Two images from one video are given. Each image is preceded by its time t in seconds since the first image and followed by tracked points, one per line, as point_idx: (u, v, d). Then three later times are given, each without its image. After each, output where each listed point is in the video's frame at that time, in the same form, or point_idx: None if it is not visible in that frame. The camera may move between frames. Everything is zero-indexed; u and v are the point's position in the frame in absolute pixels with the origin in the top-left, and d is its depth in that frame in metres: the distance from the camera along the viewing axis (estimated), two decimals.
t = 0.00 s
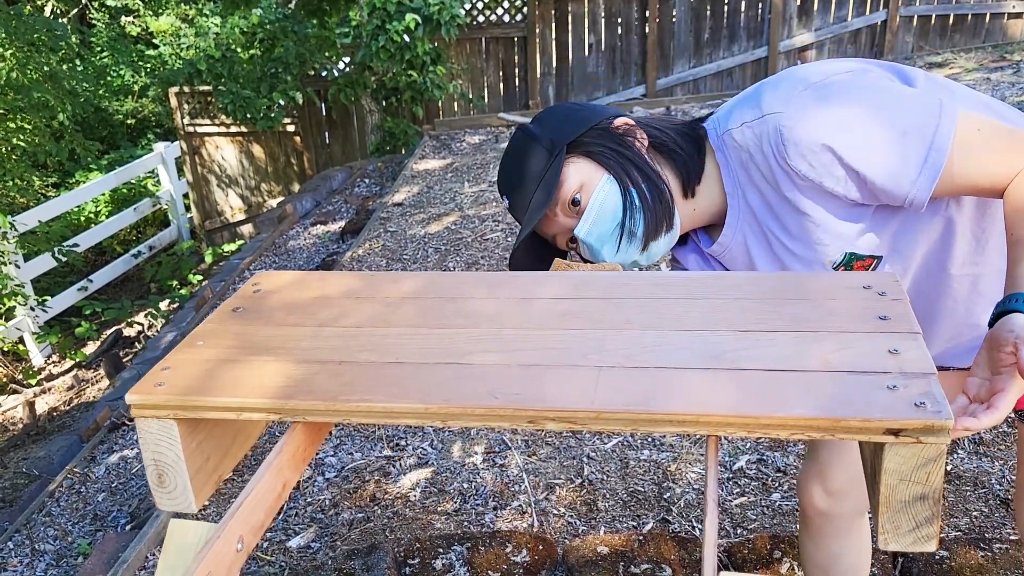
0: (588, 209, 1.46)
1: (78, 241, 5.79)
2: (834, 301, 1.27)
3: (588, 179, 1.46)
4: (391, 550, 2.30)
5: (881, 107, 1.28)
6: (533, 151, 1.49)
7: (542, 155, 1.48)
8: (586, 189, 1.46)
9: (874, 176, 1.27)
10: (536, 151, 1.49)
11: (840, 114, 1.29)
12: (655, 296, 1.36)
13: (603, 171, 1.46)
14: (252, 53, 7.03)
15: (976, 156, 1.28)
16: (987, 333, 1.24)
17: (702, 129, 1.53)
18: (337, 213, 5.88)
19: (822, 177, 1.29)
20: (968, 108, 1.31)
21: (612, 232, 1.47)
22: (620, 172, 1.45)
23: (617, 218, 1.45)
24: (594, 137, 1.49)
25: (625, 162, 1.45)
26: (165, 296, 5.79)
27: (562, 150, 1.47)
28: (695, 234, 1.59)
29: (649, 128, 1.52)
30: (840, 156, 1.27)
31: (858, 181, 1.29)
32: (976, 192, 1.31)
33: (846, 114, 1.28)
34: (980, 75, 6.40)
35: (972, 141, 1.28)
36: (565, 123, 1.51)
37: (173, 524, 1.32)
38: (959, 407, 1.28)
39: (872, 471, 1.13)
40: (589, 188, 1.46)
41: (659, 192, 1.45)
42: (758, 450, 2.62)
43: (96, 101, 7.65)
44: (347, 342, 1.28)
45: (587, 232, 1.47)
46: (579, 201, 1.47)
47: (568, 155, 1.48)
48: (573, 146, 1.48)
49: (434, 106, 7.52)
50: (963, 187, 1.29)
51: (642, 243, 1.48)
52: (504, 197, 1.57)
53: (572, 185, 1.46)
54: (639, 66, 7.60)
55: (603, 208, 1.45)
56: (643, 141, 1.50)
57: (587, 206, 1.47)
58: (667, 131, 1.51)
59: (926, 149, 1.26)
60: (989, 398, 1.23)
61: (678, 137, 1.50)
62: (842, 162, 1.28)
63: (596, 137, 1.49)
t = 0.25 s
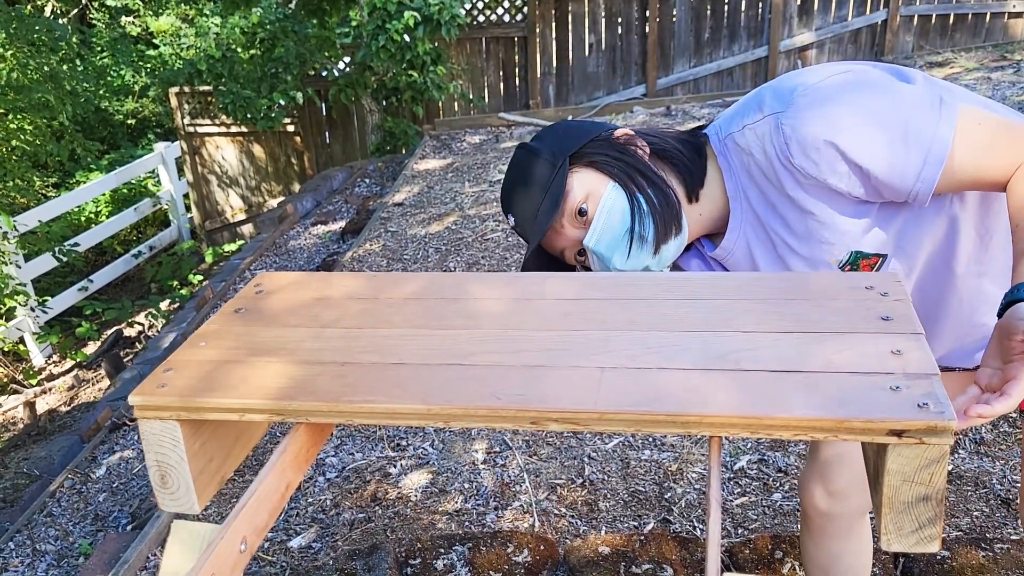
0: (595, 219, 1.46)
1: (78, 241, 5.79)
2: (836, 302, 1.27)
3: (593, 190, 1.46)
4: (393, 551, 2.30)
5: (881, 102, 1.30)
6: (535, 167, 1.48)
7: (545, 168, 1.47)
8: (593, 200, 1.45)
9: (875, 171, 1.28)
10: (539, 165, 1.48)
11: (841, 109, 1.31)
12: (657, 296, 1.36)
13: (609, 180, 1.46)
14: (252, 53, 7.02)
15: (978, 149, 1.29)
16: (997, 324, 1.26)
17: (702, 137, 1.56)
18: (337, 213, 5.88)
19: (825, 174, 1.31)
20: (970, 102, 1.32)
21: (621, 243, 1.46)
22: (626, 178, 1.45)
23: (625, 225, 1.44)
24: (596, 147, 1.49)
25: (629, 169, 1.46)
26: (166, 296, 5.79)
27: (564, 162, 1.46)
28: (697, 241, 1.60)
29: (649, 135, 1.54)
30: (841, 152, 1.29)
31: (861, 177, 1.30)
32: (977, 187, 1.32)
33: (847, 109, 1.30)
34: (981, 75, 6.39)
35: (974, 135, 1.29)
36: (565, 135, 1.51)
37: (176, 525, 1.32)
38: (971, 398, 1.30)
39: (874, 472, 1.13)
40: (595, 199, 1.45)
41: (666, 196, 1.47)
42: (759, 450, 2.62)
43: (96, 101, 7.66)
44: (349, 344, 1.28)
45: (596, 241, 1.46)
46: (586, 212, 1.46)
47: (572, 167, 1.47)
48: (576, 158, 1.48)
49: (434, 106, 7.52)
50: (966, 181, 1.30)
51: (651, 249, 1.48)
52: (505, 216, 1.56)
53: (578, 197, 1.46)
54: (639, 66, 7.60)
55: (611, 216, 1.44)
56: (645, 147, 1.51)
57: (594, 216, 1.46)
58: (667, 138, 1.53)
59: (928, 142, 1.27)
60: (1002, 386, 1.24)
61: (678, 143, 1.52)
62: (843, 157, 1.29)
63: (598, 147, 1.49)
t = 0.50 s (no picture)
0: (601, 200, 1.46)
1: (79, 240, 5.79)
2: (838, 300, 1.27)
3: (599, 171, 1.46)
4: (394, 550, 2.30)
5: (894, 96, 1.30)
6: (540, 147, 1.49)
7: (550, 148, 1.48)
8: (598, 180, 1.46)
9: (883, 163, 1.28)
10: (544, 146, 1.49)
11: (850, 101, 1.31)
12: (659, 295, 1.36)
13: (614, 162, 1.46)
14: (251, 53, 7.02)
15: (985, 145, 1.30)
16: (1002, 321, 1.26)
17: (708, 124, 1.55)
18: (337, 213, 5.88)
19: (831, 166, 1.31)
20: (979, 100, 1.32)
21: (626, 225, 1.46)
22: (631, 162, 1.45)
23: (630, 207, 1.45)
24: (601, 129, 1.49)
25: (636, 152, 1.46)
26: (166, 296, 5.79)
27: (569, 143, 1.47)
28: (698, 233, 1.59)
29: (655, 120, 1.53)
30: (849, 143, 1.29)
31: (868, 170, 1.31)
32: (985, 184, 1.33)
33: (856, 101, 1.30)
34: (981, 74, 6.38)
35: (982, 131, 1.30)
36: (571, 116, 1.51)
37: (178, 524, 1.32)
38: (971, 396, 1.29)
39: (877, 470, 1.13)
40: (600, 180, 1.46)
41: (672, 180, 1.45)
42: (760, 449, 2.62)
43: (96, 101, 7.66)
44: (351, 342, 1.27)
45: (599, 223, 1.46)
46: (590, 193, 1.46)
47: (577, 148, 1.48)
48: (582, 140, 1.48)
49: (434, 105, 7.52)
50: (973, 177, 1.31)
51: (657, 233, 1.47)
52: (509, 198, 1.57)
53: (583, 177, 1.47)
54: (639, 65, 7.59)
55: (616, 198, 1.45)
56: (652, 131, 1.50)
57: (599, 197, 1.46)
58: (673, 123, 1.52)
59: (937, 136, 1.27)
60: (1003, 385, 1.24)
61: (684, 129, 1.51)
62: (851, 149, 1.29)
63: (603, 129, 1.50)
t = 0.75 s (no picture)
0: (624, 133, 1.41)
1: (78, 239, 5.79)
2: (840, 296, 1.26)
3: (629, 103, 1.38)
4: (394, 549, 2.30)
5: (950, 84, 1.24)
6: (569, 65, 1.40)
7: (581, 68, 1.38)
8: (625, 113, 1.39)
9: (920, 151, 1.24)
10: (575, 63, 1.39)
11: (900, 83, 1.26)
12: (660, 292, 1.36)
13: (646, 97, 1.38)
14: (251, 52, 7.01)
15: None
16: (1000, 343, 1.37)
17: (742, 65, 1.48)
18: (337, 211, 5.88)
19: (865, 144, 1.30)
20: None
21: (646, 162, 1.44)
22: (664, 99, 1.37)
23: (653, 149, 1.41)
24: (636, 53, 1.39)
25: (669, 89, 1.37)
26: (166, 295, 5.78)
27: (603, 66, 1.37)
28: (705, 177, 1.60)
29: (690, 54, 1.43)
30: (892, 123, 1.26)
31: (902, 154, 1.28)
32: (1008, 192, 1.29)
33: (907, 82, 1.26)
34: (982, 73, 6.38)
35: None
36: (607, 31, 1.40)
37: (178, 522, 1.32)
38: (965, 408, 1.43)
39: (878, 468, 1.13)
40: (628, 113, 1.39)
41: (699, 125, 1.39)
42: (760, 448, 2.62)
43: (96, 100, 7.66)
44: (351, 340, 1.27)
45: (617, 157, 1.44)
46: (614, 124, 1.40)
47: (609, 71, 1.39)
48: (614, 63, 1.39)
49: (434, 104, 7.51)
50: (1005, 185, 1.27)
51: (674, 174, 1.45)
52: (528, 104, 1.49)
53: (610, 107, 1.39)
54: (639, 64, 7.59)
55: (640, 136, 1.40)
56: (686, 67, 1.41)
57: (624, 130, 1.41)
58: (708, 60, 1.43)
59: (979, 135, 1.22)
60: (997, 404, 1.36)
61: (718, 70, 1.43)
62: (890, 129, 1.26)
63: (638, 52, 1.39)
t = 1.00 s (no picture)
0: (658, 83, 1.33)
1: (78, 239, 5.79)
2: (838, 295, 1.26)
3: (669, 52, 1.29)
4: (393, 548, 2.30)
5: (1009, 81, 1.16)
6: None
7: (626, 8, 1.26)
8: (662, 62, 1.30)
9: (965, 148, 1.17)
10: None
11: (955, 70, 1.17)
12: (658, 291, 1.36)
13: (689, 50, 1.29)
14: (250, 51, 7.01)
15: None
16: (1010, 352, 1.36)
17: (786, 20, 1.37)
18: (337, 211, 5.89)
19: (906, 128, 1.23)
20: None
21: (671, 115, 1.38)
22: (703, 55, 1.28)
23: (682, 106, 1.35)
24: None
25: (712, 43, 1.28)
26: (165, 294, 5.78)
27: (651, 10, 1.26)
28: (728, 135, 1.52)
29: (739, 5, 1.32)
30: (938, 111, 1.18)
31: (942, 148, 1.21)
32: None
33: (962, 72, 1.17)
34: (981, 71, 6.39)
35: None
36: None
37: (175, 523, 1.32)
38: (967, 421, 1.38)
39: (874, 467, 1.13)
40: (667, 63, 1.30)
41: (736, 85, 1.31)
42: (759, 447, 2.62)
43: (95, 100, 7.67)
44: (348, 340, 1.27)
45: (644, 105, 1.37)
46: (650, 74, 1.31)
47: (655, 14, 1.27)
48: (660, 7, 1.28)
49: (433, 103, 7.51)
50: None
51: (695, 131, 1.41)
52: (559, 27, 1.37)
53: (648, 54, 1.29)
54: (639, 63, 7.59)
55: (673, 91, 1.33)
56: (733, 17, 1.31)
57: (658, 80, 1.32)
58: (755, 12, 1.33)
59: None
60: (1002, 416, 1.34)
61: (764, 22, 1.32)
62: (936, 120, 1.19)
63: None
